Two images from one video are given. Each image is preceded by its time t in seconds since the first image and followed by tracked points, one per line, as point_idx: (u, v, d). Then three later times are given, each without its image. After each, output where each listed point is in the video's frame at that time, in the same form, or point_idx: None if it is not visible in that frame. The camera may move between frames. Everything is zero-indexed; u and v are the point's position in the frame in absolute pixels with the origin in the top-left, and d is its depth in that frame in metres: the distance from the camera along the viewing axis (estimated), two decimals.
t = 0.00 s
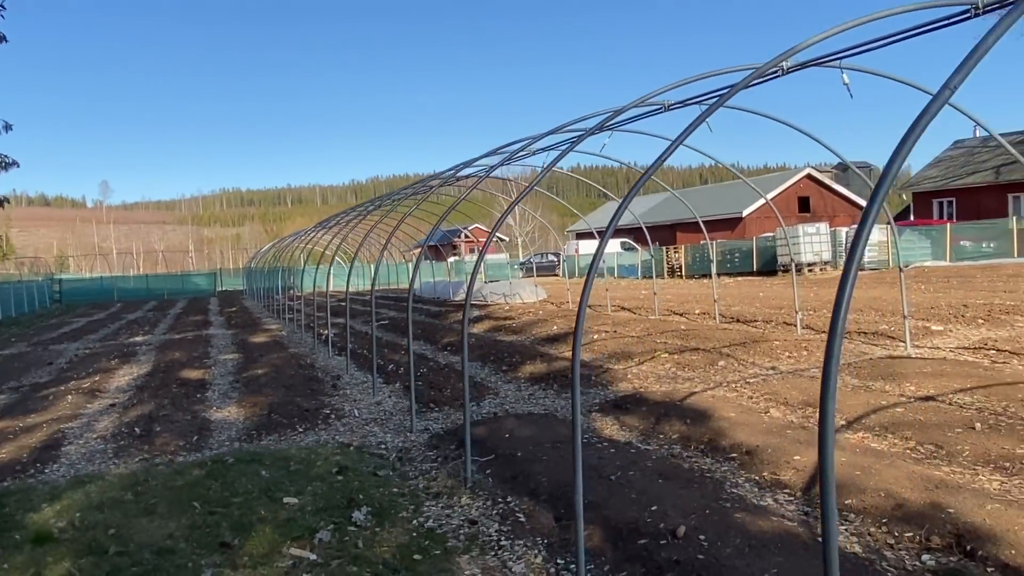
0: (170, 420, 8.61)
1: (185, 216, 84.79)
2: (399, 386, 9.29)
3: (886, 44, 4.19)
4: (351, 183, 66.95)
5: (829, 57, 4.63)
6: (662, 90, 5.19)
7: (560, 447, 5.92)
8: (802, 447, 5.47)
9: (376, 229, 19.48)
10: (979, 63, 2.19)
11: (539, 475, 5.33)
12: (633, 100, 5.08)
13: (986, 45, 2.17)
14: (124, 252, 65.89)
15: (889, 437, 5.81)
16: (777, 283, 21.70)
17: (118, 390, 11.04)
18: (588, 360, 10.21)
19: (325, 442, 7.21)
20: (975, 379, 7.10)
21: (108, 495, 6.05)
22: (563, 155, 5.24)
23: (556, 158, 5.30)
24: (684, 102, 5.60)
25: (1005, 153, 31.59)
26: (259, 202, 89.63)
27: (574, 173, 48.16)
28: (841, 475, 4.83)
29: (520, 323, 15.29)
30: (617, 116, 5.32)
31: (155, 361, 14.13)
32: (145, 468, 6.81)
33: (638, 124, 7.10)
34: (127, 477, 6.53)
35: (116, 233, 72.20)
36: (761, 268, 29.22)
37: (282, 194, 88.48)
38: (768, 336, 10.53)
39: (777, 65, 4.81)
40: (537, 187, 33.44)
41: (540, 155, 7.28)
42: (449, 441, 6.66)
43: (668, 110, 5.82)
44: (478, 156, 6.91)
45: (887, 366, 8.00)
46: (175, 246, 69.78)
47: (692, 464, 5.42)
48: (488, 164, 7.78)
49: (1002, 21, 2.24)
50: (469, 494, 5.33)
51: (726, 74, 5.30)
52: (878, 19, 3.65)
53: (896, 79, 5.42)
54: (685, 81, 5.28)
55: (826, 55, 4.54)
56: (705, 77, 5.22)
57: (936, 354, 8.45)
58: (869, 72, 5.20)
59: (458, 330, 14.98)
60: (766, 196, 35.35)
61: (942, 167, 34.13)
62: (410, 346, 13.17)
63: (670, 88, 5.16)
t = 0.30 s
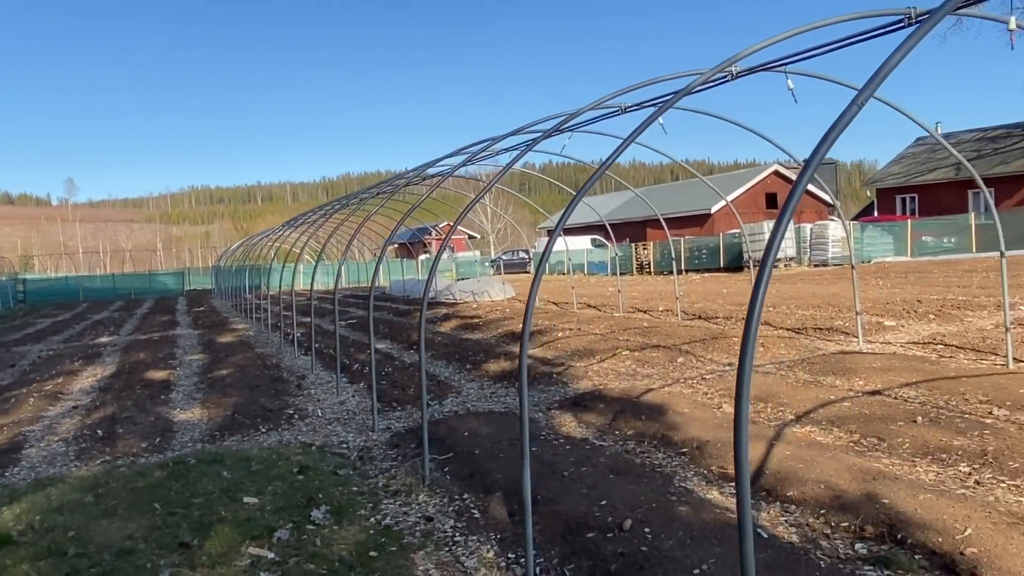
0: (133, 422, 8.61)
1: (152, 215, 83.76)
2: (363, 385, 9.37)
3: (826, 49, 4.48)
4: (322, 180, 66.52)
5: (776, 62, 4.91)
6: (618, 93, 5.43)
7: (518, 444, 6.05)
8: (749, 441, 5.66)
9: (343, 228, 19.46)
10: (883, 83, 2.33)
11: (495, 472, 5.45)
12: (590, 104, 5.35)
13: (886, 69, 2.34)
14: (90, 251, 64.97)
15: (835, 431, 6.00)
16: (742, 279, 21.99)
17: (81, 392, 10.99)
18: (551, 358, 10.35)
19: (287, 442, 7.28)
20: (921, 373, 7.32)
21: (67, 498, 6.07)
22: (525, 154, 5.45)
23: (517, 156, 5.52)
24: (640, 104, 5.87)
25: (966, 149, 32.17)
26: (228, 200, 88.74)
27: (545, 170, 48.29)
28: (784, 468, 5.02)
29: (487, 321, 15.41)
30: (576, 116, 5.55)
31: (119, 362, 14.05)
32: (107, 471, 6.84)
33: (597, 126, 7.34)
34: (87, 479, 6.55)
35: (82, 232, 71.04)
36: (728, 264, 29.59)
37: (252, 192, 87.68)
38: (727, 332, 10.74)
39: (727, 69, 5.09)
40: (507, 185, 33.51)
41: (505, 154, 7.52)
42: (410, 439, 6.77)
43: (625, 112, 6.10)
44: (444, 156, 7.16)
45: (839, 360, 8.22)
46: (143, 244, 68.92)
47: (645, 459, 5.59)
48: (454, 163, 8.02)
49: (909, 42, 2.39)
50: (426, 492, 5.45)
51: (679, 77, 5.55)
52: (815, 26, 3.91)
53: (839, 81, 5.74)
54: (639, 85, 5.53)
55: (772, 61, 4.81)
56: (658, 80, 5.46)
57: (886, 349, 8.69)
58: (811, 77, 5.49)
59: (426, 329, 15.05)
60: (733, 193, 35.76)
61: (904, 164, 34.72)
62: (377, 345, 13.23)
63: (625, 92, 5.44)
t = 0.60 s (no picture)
0: (79, 425, 8.55)
1: (101, 215, 81.99)
2: (314, 386, 9.41)
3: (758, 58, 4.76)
4: (275, 179, 65.79)
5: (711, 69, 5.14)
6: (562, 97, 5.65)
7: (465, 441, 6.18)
8: (686, 434, 5.87)
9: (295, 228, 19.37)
10: (789, 92, 2.61)
11: (440, 469, 5.58)
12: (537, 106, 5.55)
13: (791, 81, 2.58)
14: (36, 253, 63.39)
15: (769, 423, 6.25)
16: (691, 278, 22.40)
17: (26, 396, 10.84)
18: (502, 356, 10.50)
19: (236, 442, 7.31)
20: (853, 366, 7.62)
21: (10, 502, 6.04)
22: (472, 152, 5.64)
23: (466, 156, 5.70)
24: (583, 108, 6.07)
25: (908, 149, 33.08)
26: (179, 200, 87.25)
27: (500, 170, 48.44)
28: (716, 459, 5.23)
29: (439, 320, 15.50)
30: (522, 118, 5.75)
31: (65, 366, 13.84)
32: (52, 474, 6.81)
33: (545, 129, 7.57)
34: (32, 483, 6.52)
35: (27, 232, 69.27)
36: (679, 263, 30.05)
37: (203, 191, 86.27)
38: (673, 330, 11.01)
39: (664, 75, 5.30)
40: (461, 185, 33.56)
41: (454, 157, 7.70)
42: (359, 437, 6.86)
43: (570, 115, 6.32)
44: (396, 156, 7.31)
45: (777, 356, 8.51)
46: (91, 246, 67.44)
47: (586, 453, 5.77)
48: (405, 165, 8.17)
49: (813, 54, 2.63)
50: (373, 489, 5.55)
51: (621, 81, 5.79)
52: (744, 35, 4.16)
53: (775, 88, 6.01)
54: (583, 90, 5.76)
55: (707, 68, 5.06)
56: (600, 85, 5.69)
57: (823, 344, 9.01)
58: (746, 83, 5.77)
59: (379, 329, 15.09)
60: (685, 192, 36.31)
61: (850, 164, 35.61)
62: (329, 345, 13.25)
63: (567, 96, 5.64)
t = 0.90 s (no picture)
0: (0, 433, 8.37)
1: (28, 219, 79.34)
2: (246, 390, 9.37)
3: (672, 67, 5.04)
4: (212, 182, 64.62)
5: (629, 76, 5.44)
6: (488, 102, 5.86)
7: (393, 441, 6.28)
8: (607, 428, 6.07)
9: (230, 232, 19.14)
10: (675, 100, 2.86)
11: (368, 467, 5.68)
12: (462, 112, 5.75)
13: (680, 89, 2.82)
14: None
15: (687, 417, 6.53)
16: (627, 280, 22.82)
17: None
18: (435, 357, 10.62)
19: (164, 447, 7.28)
20: (772, 362, 7.95)
21: None
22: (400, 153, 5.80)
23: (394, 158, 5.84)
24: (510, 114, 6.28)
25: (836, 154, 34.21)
26: (110, 204, 84.87)
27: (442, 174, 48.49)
28: (635, 452, 5.44)
29: (376, 324, 15.54)
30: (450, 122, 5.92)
31: None
32: None
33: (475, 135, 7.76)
34: None
35: None
36: (616, 265, 30.50)
37: (137, 194, 84.17)
38: (604, 330, 11.28)
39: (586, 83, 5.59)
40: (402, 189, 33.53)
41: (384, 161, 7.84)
42: (288, 440, 6.88)
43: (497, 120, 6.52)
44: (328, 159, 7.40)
45: (700, 353, 8.82)
46: (17, 251, 65.24)
47: (511, 450, 5.93)
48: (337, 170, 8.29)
49: (698, 68, 2.88)
50: (300, 489, 5.62)
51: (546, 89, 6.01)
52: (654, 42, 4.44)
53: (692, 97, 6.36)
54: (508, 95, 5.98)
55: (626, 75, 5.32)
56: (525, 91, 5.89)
57: (745, 341, 9.36)
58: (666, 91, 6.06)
59: (315, 333, 15.05)
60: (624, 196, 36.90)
61: (782, 168, 36.65)
62: (264, 350, 13.18)
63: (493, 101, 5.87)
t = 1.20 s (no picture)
0: None
1: None
2: (155, 402, 9.16)
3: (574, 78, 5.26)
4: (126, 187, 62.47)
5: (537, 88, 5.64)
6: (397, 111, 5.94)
7: (304, 450, 6.26)
8: (518, 432, 6.18)
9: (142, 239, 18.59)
10: (559, 117, 3.08)
11: (277, 476, 5.66)
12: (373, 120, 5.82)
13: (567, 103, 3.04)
14: None
15: (596, 419, 6.70)
16: (549, 285, 23.07)
17: None
18: (353, 365, 10.58)
19: (67, 462, 7.06)
20: (678, 364, 8.22)
21: None
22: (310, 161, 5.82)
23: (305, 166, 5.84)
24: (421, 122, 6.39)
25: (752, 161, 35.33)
26: (17, 208, 81.12)
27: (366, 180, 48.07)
28: (542, 454, 5.57)
29: (295, 332, 15.35)
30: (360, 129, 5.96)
31: None
32: None
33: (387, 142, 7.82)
34: None
35: None
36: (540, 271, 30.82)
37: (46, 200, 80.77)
38: (521, 335, 11.42)
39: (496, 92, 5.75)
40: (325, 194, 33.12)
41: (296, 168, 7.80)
42: (197, 452, 6.78)
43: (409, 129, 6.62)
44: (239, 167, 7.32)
45: (612, 356, 9.04)
46: None
47: (423, 456, 5.99)
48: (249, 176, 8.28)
49: (579, 88, 3.10)
50: (207, 500, 5.56)
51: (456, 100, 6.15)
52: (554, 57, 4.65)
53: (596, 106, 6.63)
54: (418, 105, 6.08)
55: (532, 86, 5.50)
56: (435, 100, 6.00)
57: (656, 344, 9.64)
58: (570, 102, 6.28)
59: (232, 342, 14.77)
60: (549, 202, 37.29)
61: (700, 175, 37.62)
62: (177, 360, 12.88)
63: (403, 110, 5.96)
